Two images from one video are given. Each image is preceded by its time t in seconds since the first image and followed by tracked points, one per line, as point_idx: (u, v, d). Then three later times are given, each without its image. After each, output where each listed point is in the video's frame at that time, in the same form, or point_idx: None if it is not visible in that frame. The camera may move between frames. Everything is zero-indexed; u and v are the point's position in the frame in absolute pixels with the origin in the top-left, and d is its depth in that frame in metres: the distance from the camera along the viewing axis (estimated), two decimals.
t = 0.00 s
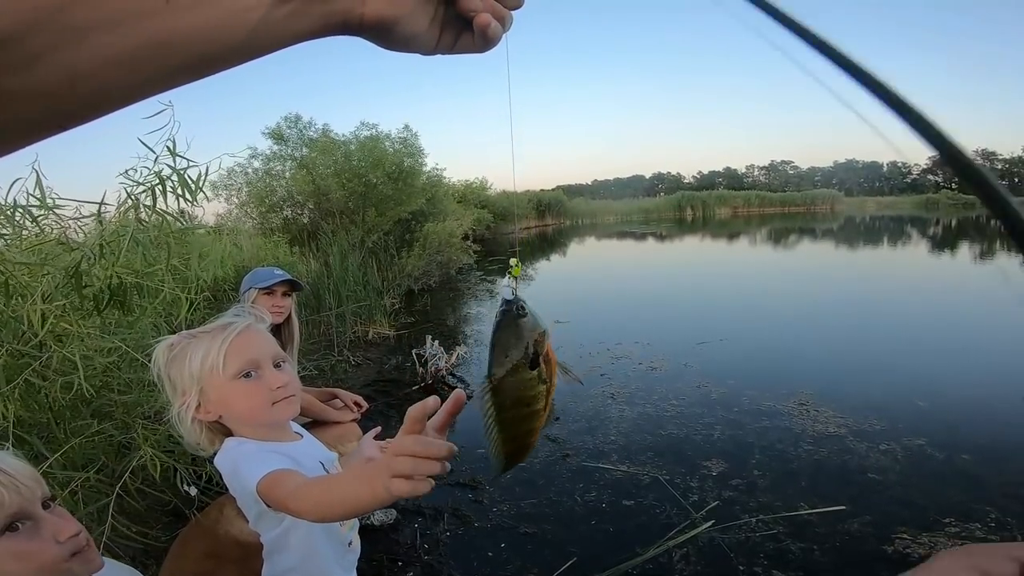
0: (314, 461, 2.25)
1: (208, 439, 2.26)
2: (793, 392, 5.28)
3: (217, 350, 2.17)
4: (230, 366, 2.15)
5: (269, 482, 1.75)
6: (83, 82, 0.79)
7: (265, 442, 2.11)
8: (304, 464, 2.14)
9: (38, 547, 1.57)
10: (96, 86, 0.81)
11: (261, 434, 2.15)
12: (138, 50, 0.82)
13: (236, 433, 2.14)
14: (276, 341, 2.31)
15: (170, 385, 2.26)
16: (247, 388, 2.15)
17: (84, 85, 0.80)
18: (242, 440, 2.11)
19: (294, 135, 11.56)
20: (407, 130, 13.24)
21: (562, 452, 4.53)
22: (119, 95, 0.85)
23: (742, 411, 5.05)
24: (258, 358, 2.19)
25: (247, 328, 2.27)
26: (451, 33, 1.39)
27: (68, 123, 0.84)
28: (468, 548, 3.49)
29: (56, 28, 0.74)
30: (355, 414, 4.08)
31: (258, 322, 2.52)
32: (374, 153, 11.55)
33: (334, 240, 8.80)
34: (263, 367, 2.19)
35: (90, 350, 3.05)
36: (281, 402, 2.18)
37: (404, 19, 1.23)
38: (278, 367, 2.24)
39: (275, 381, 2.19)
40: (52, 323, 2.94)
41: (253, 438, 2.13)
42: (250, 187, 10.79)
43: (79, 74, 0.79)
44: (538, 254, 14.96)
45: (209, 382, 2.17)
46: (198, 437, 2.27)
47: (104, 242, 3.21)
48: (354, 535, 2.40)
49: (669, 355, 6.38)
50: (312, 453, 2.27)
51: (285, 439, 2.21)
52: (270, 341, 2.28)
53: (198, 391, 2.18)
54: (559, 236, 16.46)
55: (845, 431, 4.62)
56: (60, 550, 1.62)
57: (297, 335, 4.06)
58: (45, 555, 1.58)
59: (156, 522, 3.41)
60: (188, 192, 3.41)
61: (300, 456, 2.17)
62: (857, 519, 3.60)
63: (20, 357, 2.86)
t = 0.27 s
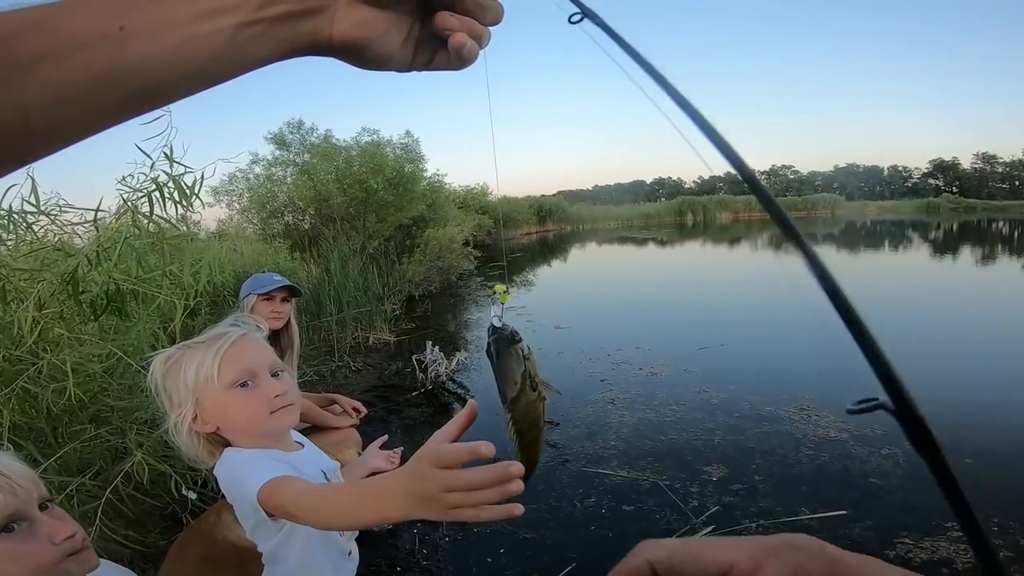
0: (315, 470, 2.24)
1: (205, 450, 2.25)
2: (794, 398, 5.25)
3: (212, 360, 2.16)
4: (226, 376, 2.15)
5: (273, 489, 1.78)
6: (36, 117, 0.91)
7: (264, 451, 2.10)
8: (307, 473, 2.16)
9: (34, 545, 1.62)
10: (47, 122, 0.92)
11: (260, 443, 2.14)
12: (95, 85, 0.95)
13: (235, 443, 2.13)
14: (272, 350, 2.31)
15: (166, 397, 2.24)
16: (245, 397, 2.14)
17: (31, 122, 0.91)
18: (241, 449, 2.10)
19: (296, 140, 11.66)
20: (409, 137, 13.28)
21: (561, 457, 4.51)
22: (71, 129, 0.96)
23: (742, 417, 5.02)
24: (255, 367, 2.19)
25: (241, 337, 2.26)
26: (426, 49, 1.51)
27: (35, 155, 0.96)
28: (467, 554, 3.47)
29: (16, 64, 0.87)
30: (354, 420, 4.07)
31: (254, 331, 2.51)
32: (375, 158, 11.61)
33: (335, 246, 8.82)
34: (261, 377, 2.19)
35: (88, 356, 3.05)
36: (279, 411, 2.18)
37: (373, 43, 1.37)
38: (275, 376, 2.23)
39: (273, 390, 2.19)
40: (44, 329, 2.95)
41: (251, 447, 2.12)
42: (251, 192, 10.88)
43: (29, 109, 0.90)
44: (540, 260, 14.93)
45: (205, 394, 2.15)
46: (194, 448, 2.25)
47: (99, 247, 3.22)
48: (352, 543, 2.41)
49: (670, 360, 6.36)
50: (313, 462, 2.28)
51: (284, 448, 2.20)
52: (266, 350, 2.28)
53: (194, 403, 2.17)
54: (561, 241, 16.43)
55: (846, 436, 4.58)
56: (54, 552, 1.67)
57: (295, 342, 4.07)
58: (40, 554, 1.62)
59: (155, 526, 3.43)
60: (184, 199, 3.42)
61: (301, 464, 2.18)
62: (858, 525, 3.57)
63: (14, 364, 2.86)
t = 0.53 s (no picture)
0: (312, 481, 2.24)
1: (199, 461, 2.22)
2: (793, 407, 5.21)
3: (206, 369, 2.14)
4: (220, 386, 2.12)
5: (274, 503, 1.81)
6: (20, 134, 0.97)
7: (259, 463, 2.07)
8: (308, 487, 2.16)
9: (23, 549, 1.61)
10: (30, 135, 0.98)
11: (255, 455, 2.11)
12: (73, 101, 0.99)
13: (230, 454, 2.11)
14: (268, 359, 2.28)
15: (160, 406, 2.22)
16: (239, 407, 2.11)
17: (13, 135, 0.97)
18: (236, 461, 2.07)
19: (297, 147, 11.72)
20: (409, 145, 13.31)
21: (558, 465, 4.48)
22: (55, 143, 1.01)
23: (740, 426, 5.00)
24: (250, 377, 2.17)
25: (236, 346, 2.24)
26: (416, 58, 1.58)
27: (27, 169, 1.03)
28: (462, 561, 3.45)
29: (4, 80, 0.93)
30: (350, 427, 4.06)
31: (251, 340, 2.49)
32: (375, 166, 11.65)
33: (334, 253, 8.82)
34: (256, 386, 2.16)
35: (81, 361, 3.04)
36: (274, 421, 2.15)
37: (364, 53, 1.40)
38: (270, 385, 2.21)
39: (268, 400, 2.16)
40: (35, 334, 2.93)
41: (246, 458, 2.09)
42: (252, 199, 10.94)
43: (14, 128, 0.96)
44: (540, 269, 14.91)
45: (200, 403, 2.13)
46: (188, 458, 2.23)
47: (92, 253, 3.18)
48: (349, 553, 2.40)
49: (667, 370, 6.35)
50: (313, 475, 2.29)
51: (280, 459, 2.17)
52: (261, 360, 2.25)
53: (189, 412, 2.15)
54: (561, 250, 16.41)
55: (844, 445, 4.55)
56: (44, 555, 1.66)
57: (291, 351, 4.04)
58: (29, 557, 1.62)
59: (147, 531, 3.40)
60: (178, 207, 3.42)
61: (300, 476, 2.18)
62: (855, 533, 3.55)
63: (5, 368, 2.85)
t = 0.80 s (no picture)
0: (308, 488, 2.20)
1: (193, 467, 2.21)
2: (792, 415, 5.19)
3: (203, 374, 2.13)
4: (217, 391, 2.12)
5: (271, 511, 1.77)
6: (14, 142, 0.96)
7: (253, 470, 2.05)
8: (303, 495, 2.12)
9: (21, 553, 1.61)
10: (25, 140, 0.96)
11: (249, 462, 2.09)
12: (69, 108, 0.98)
13: (224, 460, 2.09)
14: (266, 366, 2.28)
15: (157, 411, 2.21)
16: (237, 414, 2.10)
17: (7, 140, 0.95)
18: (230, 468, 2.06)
19: (298, 152, 11.76)
20: (410, 151, 13.33)
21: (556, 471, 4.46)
22: (48, 151, 1.00)
23: (739, 433, 4.98)
24: (248, 384, 2.16)
25: (235, 353, 2.24)
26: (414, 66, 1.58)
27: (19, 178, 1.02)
28: (458, 568, 3.43)
29: None
30: (348, 433, 4.04)
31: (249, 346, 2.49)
32: (376, 171, 11.65)
33: (333, 259, 8.82)
34: (253, 393, 2.15)
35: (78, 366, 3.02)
36: (270, 429, 2.13)
37: (359, 62, 1.40)
38: (268, 393, 2.20)
39: (266, 408, 2.15)
40: (30, 339, 2.92)
41: (240, 465, 2.07)
42: (252, 204, 10.97)
43: (7, 135, 0.95)
44: (540, 275, 14.89)
45: (197, 408, 2.12)
46: (181, 463, 2.21)
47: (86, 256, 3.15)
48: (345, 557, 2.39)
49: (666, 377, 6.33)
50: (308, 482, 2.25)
51: (276, 467, 2.15)
52: (260, 368, 2.25)
53: (185, 417, 2.14)
54: (561, 256, 16.40)
55: (843, 452, 4.53)
56: (40, 558, 1.65)
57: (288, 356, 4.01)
58: (27, 562, 1.61)
59: (141, 535, 3.38)
60: (169, 212, 3.43)
61: (294, 483, 2.14)
62: (854, 540, 3.53)
63: None
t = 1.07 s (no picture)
0: (303, 492, 2.18)
1: (191, 470, 2.19)
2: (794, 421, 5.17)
3: (205, 377, 2.14)
4: (217, 394, 2.12)
5: (269, 519, 1.77)
6: (14, 143, 0.97)
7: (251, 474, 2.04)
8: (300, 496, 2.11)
9: (24, 555, 1.60)
10: (26, 140, 0.97)
11: (245, 467, 2.07)
12: (71, 109, 0.99)
13: (222, 463, 2.08)
14: (268, 369, 2.27)
15: (157, 412, 2.21)
16: (236, 417, 2.10)
17: (8, 140, 0.96)
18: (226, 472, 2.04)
19: (300, 156, 11.79)
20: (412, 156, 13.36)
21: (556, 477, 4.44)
22: (49, 151, 1.01)
23: (740, 439, 4.96)
24: (249, 387, 2.16)
25: (237, 356, 2.24)
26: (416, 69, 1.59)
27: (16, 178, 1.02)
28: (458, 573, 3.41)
29: None
30: (347, 438, 4.03)
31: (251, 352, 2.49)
32: (378, 176, 11.67)
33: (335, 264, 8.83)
34: (254, 397, 2.15)
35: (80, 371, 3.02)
36: (269, 433, 2.12)
37: (365, 66, 1.41)
38: (269, 397, 2.19)
39: (266, 412, 2.14)
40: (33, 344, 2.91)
41: (237, 469, 2.06)
42: (254, 208, 10.99)
43: (8, 136, 0.96)
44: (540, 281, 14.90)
45: (196, 411, 2.12)
46: (179, 466, 2.20)
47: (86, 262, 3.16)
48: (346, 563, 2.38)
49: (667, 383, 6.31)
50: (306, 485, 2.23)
51: (274, 471, 2.14)
52: (261, 371, 2.25)
53: (185, 419, 2.14)
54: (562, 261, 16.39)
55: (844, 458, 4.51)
56: (43, 559, 1.65)
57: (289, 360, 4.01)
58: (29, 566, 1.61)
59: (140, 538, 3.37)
60: (169, 217, 3.44)
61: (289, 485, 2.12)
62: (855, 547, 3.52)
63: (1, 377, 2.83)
